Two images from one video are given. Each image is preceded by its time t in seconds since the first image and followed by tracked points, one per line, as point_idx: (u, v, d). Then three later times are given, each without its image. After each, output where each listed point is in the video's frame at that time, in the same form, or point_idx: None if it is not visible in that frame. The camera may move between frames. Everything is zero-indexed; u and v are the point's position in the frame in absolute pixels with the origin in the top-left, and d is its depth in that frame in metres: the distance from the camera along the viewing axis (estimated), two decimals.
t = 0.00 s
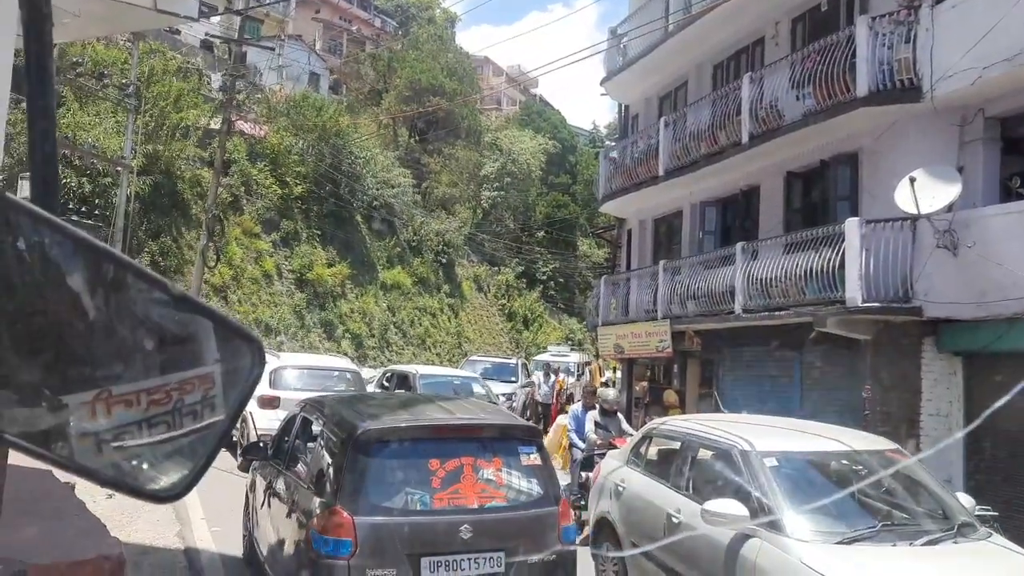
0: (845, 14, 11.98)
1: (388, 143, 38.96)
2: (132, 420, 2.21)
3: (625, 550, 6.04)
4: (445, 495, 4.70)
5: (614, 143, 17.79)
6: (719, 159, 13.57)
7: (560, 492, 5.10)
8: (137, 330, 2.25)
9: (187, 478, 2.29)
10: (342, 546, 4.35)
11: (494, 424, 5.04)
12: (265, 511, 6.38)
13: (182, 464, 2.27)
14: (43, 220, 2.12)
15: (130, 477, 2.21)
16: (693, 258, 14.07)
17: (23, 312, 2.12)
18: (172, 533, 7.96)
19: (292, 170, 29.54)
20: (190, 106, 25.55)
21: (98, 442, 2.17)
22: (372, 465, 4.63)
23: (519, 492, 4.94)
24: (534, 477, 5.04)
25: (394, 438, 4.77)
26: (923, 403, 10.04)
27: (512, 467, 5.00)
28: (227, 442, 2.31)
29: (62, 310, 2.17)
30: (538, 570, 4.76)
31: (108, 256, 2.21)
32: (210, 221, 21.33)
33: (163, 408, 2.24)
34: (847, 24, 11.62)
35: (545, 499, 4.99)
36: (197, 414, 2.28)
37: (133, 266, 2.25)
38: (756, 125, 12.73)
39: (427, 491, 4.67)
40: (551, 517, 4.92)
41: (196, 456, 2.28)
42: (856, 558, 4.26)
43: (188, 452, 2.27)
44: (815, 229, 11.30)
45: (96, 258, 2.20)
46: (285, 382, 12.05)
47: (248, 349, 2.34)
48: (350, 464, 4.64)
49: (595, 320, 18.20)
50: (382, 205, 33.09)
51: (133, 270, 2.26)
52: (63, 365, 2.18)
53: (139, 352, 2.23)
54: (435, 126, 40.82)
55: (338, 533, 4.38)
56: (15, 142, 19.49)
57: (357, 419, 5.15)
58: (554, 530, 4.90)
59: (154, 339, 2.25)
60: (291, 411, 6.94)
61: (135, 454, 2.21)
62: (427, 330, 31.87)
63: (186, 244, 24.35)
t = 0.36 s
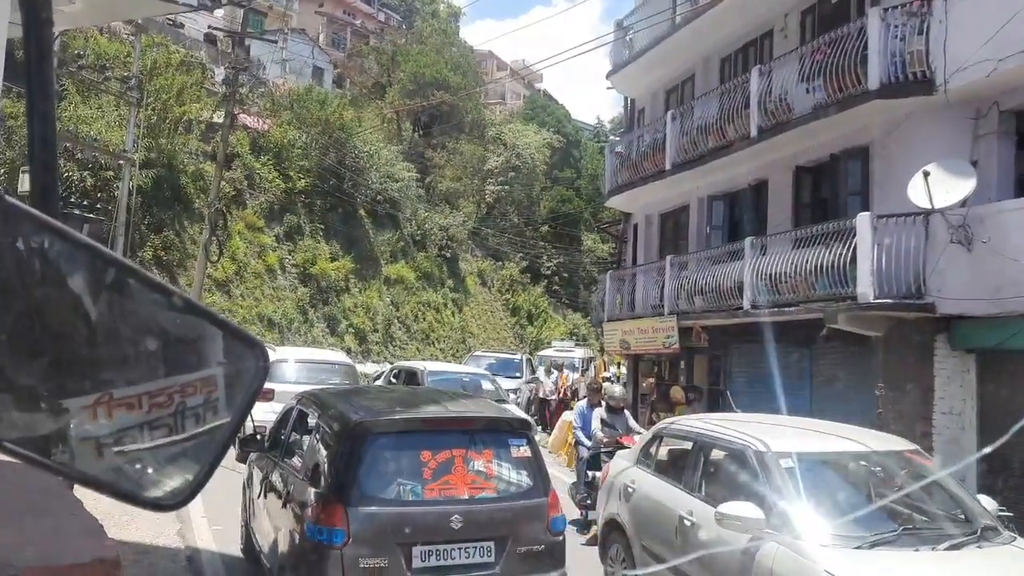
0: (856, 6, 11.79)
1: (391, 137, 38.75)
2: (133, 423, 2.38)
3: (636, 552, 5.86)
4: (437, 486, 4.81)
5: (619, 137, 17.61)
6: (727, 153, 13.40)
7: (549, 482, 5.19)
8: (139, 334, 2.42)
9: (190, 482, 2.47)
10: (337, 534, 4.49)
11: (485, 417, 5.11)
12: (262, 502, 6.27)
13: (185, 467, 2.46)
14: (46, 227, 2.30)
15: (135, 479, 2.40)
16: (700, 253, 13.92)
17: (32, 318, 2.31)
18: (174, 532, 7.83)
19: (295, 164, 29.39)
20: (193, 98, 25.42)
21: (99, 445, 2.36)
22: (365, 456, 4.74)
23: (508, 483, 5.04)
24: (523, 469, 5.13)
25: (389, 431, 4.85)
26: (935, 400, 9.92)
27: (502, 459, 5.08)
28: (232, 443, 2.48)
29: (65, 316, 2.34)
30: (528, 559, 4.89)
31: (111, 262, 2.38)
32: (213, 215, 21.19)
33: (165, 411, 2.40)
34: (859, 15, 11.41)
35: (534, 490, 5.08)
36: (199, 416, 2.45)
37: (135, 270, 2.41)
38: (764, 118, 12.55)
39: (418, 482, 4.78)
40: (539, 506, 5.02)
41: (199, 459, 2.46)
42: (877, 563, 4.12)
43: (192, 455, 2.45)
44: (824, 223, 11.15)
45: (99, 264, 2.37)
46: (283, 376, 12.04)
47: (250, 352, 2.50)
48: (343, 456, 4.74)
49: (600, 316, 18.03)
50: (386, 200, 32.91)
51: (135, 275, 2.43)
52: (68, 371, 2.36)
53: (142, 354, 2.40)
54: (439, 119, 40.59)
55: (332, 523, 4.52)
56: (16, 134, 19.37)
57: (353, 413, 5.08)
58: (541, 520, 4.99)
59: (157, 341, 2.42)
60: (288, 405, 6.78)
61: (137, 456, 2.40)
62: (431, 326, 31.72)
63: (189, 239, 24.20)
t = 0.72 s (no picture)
0: None
1: (395, 132, 38.52)
2: (144, 412, 2.22)
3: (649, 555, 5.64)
4: (428, 475, 4.78)
5: (626, 130, 17.37)
6: (735, 146, 13.17)
7: (538, 474, 5.18)
8: (150, 320, 2.27)
9: (201, 469, 2.33)
10: (331, 522, 4.45)
11: (476, 408, 5.08)
12: (259, 493, 6.05)
13: (198, 455, 2.32)
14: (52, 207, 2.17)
15: (144, 466, 2.25)
16: (708, 248, 13.68)
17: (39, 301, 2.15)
18: (173, 529, 7.61)
19: (298, 159, 29.25)
20: (196, 93, 25.27)
21: (109, 434, 2.19)
22: (359, 445, 4.71)
23: (499, 474, 5.01)
24: (514, 461, 5.10)
25: (383, 421, 4.82)
26: (951, 397, 9.67)
27: (493, 450, 5.06)
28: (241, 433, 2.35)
29: (76, 301, 2.19)
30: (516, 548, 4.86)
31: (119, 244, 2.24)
32: (215, 209, 21.02)
33: (175, 399, 2.24)
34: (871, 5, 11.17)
35: (523, 481, 5.05)
36: (210, 405, 2.30)
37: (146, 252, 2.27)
38: (774, 110, 12.31)
39: (410, 471, 4.75)
40: (528, 497, 4.99)
41: (211, 446, 2.33)
42: (907, 569, 3.90)
43: (204, 443, 2.31)
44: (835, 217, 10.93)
45: (108, 245, 2.23)
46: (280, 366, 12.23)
47: (263, 339, 2.37)
48: (338, 445, 4.71)
49: (606, 312, 17.80)
50: (389, 195, 32.74)
51: (146, 258, 2.28)
52: (77, 356, 2.19)
53: (153, 342, 2.25)
54: (442, 115, 40.39)
55: (325, 511, 4.48)
56: (18, 129, 19.14)
57: (350, 406, 5.02)
58: (530, 511, 4.97)
59: (168, 328, 2.27)
60: (285, 397, 6.57)
61: (148, 444, 2.23)
62: (434, 322, 31.51)
63: (192, 234, 24.00)
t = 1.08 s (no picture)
0: None
1: (399, 125, 38.26)
2: (151, 407, 2.78)
3: (665, 559, 5.45)
4: (419, 467, 4.77)
5: (632, 121, 17.11)
6: (744, 136, 12.93)
7: (527, 466, 5.16)
8: (158, 318, 2.87)
9: (208, 465, 2.83)
10: (321, 513, 4.43)
11: (467, 401, 5.09)
12: (259, 487, 5.85)
13: (206, 450, 2.83)
14: (63, 208, 2.79)
15: (156, 463, 2.78)
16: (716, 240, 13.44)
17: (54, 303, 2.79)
18: (171, 529, 7.41)
19: (302, 153, 29.08)
20: (199, 86, 25.10)
21: (119, 428, 2.75)
22: (351, 437, 4.69)
23: (489, 465, 5.01)
24: (504, 452, 5.10)
25: (376, 413, 4.81)
26: (967, 391, 9.44)
27: (484, 442, 5.06)
28: (249, 426, 2.85)
29: (82, 298, 2.82)
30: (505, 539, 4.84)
31: (127, 242, 2.85)
32: (217, 203, 20.81)
33: (181, 394, 2.81)
34: None
35: (513, 472, 5.06)
36: (216, 400, 2.84)
37: (150, 250, 2.87)
38: (785, 99, 12.07)
39: (401, 462, 4.74)
40: (518, 489, 4.98)
41: (219, 441, 2.83)
42: None
43: (212, 435, 2.82)
44: (848, 208, 10.68)
45: (116, 247, 2.84)
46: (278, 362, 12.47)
47: (268, 337, 2.91)
48: (328, 435, 4.69)
49: (612, 305, 17.57)
50: (393, 188, 32.52)
51: (150, 258, 2.89)
52: (84, 354, 2.80)
53: (161, 338, 2.84)
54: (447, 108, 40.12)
55: (317, 502, 4.46)
56: (19, 122, 18.98)
57: (340, 397, 5.02)
58: (519, 502, 4.95)
59: (175, 321, 2.86)
60: (281, 391, 6.42)
61: (155, 439, 2.77)
62: (439, 316, 31.29)
63: (194, 228, 23.76)
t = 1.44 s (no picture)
0: None
1: (403, 123, 38.06)
2: (160, 405, 2.63)
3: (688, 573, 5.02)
4: (408, 464, 4.77)
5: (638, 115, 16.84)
6: (754, 129, 12.66)
7: (517, 463, 5.15)
8: (167, 314, 2.67)
9: (218, 462, 2.72)
10: (309, 510, 4.46)
11: (456, 398, 5.07)
12: (257, 488, 5.62)
13: (214, 449, 2.72)
14: (70, 205, 2.52)
15: (169, 462, 2.67)
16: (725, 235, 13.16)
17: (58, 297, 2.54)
18: (167, 534, 7.18)
19: (305, 150, 28.93)
20: (201, 83, 24.93)
21: (128, 427, 2.60)
22: (341, 436, 4.72)
23: (478, 461, 4.99)
24: (493, 449, 5.08)
25: (366, 411, 4.83)
26: (986, 390, 9.16)
27: (473, 439, 5.04)
28: (261, 422, 2.76)
29: (90, 296, 2.60)
30: (493, 537, 4.84)
31: (131, 237, 2.63)
32: (219, 201, 20.64)
33: (191, 392, 2.65)
34: None
35: (502, 469, 5.03)
36: (225, 398, 2.71)
37: (156, 246, 2.66)
38: (795, 91, 11.80)
39: (390, 460, 4.74)
40: (507, 485, 4.96)
41: (230, 440, 2.72)
42: None
43: (224, 432, 2.71)
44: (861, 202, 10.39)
45: (122, 244, 2.61)
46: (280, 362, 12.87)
47: (279, 335, 2.80)
48: (319, 434, 4.73)
49: (619, 302, 17.31)
50: (397, 186, 32.34)
51: (159, 254, 2.68)
52: (91, 352, 2.60)
53: (173, 334, 2.65)
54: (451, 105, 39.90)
55: (304, 498, 4.49)
56: (18, 119, 18.82)
57: (334, 394, 5.04)
58: (508, 498, 4.93)
59: (186, 317, 2.68)
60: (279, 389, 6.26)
61: (166, 437, 2.65)
62: (444, 314, 31.05)
63: (196, 226, 23.58)
